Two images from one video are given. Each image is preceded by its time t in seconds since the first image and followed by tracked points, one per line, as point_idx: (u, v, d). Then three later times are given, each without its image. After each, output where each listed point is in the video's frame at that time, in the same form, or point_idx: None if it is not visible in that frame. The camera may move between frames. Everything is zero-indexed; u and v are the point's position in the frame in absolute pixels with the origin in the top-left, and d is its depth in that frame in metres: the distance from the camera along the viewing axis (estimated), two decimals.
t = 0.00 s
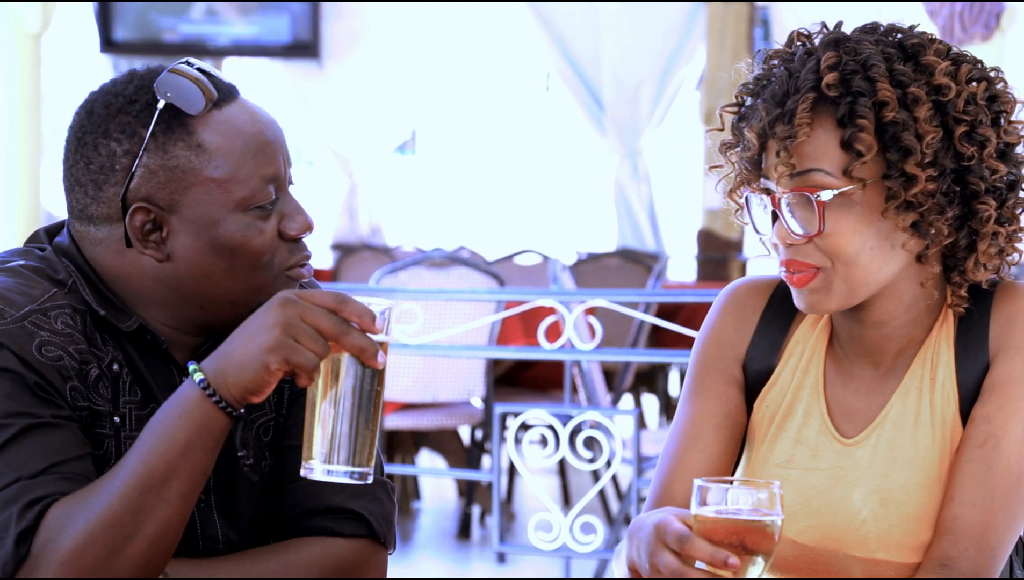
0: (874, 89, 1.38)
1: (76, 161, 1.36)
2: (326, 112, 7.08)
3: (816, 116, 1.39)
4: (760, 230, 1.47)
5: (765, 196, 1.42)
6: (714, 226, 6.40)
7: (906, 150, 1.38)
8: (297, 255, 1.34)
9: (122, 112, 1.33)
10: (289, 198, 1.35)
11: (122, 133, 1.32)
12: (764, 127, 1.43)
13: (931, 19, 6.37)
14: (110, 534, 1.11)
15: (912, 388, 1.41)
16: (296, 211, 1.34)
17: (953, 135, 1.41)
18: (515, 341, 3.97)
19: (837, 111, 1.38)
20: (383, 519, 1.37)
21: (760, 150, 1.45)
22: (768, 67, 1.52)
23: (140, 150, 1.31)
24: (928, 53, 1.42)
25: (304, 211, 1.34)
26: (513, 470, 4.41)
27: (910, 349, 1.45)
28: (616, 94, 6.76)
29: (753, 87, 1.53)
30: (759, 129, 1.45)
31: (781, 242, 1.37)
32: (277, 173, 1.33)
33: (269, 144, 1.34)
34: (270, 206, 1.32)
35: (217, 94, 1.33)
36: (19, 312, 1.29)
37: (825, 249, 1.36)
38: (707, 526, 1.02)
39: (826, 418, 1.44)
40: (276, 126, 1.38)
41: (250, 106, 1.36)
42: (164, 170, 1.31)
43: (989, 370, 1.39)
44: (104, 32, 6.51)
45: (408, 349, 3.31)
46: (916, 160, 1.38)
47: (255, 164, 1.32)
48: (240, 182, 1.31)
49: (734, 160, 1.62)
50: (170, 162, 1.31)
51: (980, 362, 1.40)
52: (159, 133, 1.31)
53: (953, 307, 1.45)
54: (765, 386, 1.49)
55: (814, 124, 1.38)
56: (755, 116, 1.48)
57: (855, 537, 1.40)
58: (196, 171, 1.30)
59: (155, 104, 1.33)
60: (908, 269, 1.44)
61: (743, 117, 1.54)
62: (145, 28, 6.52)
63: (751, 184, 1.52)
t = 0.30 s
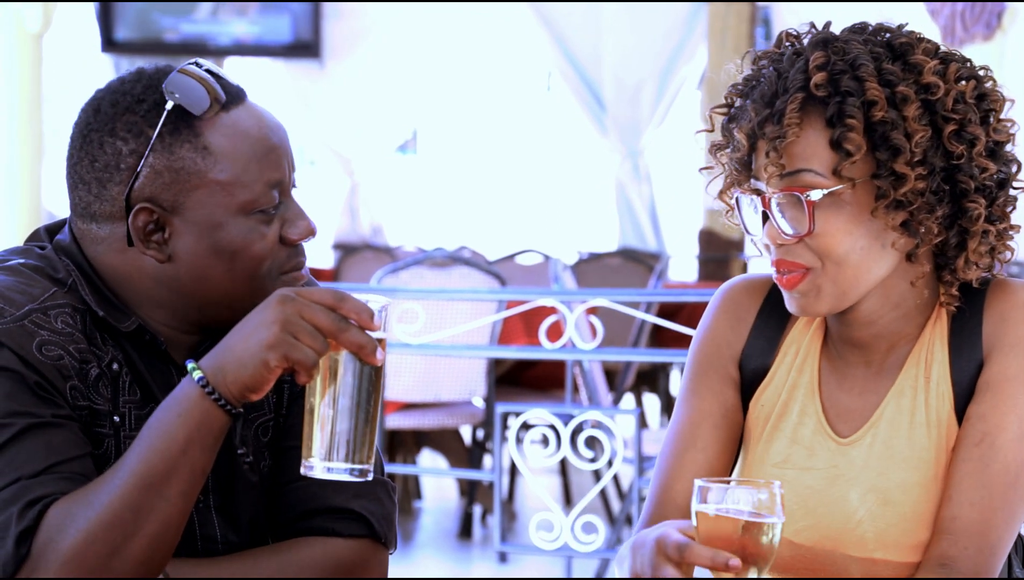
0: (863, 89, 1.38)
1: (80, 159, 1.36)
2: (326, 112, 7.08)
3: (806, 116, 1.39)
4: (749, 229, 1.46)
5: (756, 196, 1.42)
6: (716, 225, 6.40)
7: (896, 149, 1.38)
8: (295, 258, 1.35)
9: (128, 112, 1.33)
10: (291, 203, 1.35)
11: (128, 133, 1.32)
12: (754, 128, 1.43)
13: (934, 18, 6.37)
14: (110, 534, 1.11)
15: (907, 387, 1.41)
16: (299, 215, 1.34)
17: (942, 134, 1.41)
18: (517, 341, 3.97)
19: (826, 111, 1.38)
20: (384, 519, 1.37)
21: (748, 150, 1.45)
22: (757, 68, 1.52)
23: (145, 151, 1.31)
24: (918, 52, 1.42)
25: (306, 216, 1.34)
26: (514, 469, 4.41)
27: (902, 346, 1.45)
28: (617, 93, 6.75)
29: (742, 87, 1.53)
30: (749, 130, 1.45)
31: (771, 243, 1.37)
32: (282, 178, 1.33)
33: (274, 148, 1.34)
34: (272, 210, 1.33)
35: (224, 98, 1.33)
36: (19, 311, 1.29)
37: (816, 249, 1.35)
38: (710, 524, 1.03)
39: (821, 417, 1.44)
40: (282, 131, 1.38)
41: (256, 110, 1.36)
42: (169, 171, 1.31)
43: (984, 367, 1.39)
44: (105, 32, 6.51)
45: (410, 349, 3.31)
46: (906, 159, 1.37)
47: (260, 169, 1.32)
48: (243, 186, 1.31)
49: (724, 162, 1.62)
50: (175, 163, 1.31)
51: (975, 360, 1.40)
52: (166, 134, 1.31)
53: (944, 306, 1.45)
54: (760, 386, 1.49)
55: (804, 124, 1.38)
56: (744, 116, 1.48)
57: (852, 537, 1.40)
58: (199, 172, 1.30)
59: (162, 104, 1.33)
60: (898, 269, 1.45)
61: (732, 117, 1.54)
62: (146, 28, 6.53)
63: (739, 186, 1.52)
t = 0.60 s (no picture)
0: (854, 91, 1.38)
1: (85, 161, 1.35)
2: (327, 112, 7.07)
3: (796, 120, 1.38)
4: (739, 233, 1.47)
5: (747, 202, 1.43)
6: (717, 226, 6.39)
7: (888, 151, 1.38)
8: (296, 268, 1.35)
9: (137, 117, 1.33)
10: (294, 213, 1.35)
11: (137, 140, 1.32)
12: (744, 133, 1.43)
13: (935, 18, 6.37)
14: (110, 533, 1.11)
15: (900, 387, 1.41)
16: (300, 224, 1.34)
17: (933, 133, 1.41)
18: (518, 341, 3.97)
19: (816, 114, 1.38)
20: (383, 519, 1.37)
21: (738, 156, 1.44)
22: (743, 71, 1.52)
23: (153, 158, 1.31)
24: (905, 52, 1.41)
25: (309, 227, 1.34)
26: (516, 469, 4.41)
27: (896, 346, 1.45)
28: (618, 93, 6.74)
29: (728, 92, 1.53)
30: (739, 135, 1.44)
31: (765, 249, 1.37)
32: (286, 189, 1.33)
33: (281, 158, 1.34)
34: (275, 220, 1.32)
35: (234, 106, 1.33)
36: (16, 313, 1.30)
37: (813, 253, 1.35)
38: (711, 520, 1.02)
39: (816, 418, 1.44)
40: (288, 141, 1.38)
41: (265, 119, 1.35)
42: (175, 178, 1.31)
43: (977, 365, 1.39)
44: (106, 32, 6.51)
45: (411, 349, 3.31)
46: (899, 161, 1.37)
47: (266, 178, 1.32)
48: (249, 196, 1.31)
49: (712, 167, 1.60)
50: (182, 171, 1.31)
51: (967, 358, 1.40)
52: (174, 141, 1.31)
53: (937, 305, 1.44)
54: (754, 386, 1.49)
55: (794, 128, 1.38)
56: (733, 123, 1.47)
57: (848, 537, 1.40)
58: (204, 180, 1.30)
59: (171, 111, 1.33)
60: (892, 269, 1.45)
61: (720, 123, 1.53)
62: (146, 28, 6.53)
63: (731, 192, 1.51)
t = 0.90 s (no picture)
0: (853, 99, 1.35)
1: (86, 160, 1.35)
2: (327, 111, 7.06)
3: (797, 132, 1.34)
4: (733, 247, 1.39)
5: (744, 217, 1.34)
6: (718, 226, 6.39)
7: (892, 155, 1.36)
8: (295, 270, 1.35)
9: (139, 117, 1.33)
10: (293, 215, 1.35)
11: (138, 140, 1.32)
12: (742, 149, 1.36)
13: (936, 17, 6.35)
14: (111, 533, 1.11)
15: (892, 387, 1.41)
16: (299, 227, 1.34)
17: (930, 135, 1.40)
18: (518, 340, 3.97)
19: (816, 124, 1.34)
20: (383, 519, 1.37)
21: (735, 172, 1.37)
22: (727, 83, 1.44)
23: (153, 159, 1.31)
24: (894, 54, 1.40)
25: (307, 229, 1.34)
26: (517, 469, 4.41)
27: (891, 349, 1.44)
28: (619, 93, 6.74)
29: (711, 107, 1.45)
30: (737, 151, 1.36)
31: (771, 262, 1.32)
32: (286, 191, 1.33)
33: (281, 160, 1.34)
34: (274, 223, 1.33)
35: (235, 108, 1.32)
36: (17, 312, 1.30)
37: (822, 262, 1.32)
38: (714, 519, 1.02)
39: (810, 419, 1.44)
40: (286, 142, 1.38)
41: (266, 121, 1.35)
42: (175, 179, 1.31)
43: (968, 363, 1.40)
44: (107, 31, 6.51)
45: (412, 349, 3.30)
46: (905, 165, 1.36)
47: (267, 181, 1.32)
48: (249, 199, 1.31)
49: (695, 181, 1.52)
50: (182, 173, 1.31)
51: (958, 356, 1.40)
52: (175, 143, 1.31)
53: (934, 298, 1.44)
54: (747, 388, 1.49)
55: (796, 140, 1.34)
56: (723, 139, 1.41)
57: (845, 539, 1.40)
58: (204, 182, 1.30)
59: (173, 112, 1.33)
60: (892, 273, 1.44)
61: (706, 136, 1.45)
62: (147, 28, 6.53)
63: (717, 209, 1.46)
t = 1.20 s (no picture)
0: (868, 108, 1.34)
1: (86, 160, 1.35)
2: (327, 111, 7.06)
3: (815, 145, 1.32)
4: (739, 260, 1.35)
5: (757, 233, 1.31)
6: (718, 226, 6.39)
7: (908, 164, 1.36)
8: (292, 273, 1.36)
9: (139, 118, 1.33)
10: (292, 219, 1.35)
11: (138, 141, 1.32)
12: (757, 161, 1.32)
13: (935, 16, 6.35)
14: (113, 533, 1.12)
15: (882, 388, 1.42)
16: (298, 231, 1.34)
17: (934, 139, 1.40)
18: (518, 341, 3.97)
19: (831, 135, 1.32)
20: (384, 520, 1.37)
21: (750, 186, 1.33)
22: (733, 96, 1.40)
23: (152, 160, 1.31)
24: (894, 60, 1.38)
25: (304, 233, 1.34)
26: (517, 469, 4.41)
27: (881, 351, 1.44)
28: (619, 93, 6.73)
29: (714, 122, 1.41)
30: (751, 164, 1.33)
31: (780, 273, 1.30)
32: (284, 195, 1.33)
33: (280, 163, 1.33)
34: (273, 226, 1.32)
35: (236, 110, 1.32)
36: (17, 313, 1.29)
37: (833, 272, 1.30)
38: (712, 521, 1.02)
39: (801, 422, 1.44)
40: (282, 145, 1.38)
41: (265, 124, 1.35)
42: (174, 180, 1.31)
43: (955, 361, 1.39)
44: (107, 32, 6.52)
45: (411, 349, 3.30)
46: (920, 173, 1.36)
47: (266, 184, 1.32)
48: (247, 202, 1.31)
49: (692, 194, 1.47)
50: (182, 175, 1.30)
51: (946, 356, 1.40)
52: (175, 144, 1.31)
53: (925, 295, 1.44)
54: (738, 391, 1.49)
55: (814, 153, 1.32)
56: (733, 154, 1.36)
57: (841, 541, 1.41)
58: (203, 184, 1.30)
59: (173, 114, 1.33)
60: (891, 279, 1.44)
61: (711, 148, 1.41)
62: (147, 28, 6.54)
63: (724, 224, 1.37)
